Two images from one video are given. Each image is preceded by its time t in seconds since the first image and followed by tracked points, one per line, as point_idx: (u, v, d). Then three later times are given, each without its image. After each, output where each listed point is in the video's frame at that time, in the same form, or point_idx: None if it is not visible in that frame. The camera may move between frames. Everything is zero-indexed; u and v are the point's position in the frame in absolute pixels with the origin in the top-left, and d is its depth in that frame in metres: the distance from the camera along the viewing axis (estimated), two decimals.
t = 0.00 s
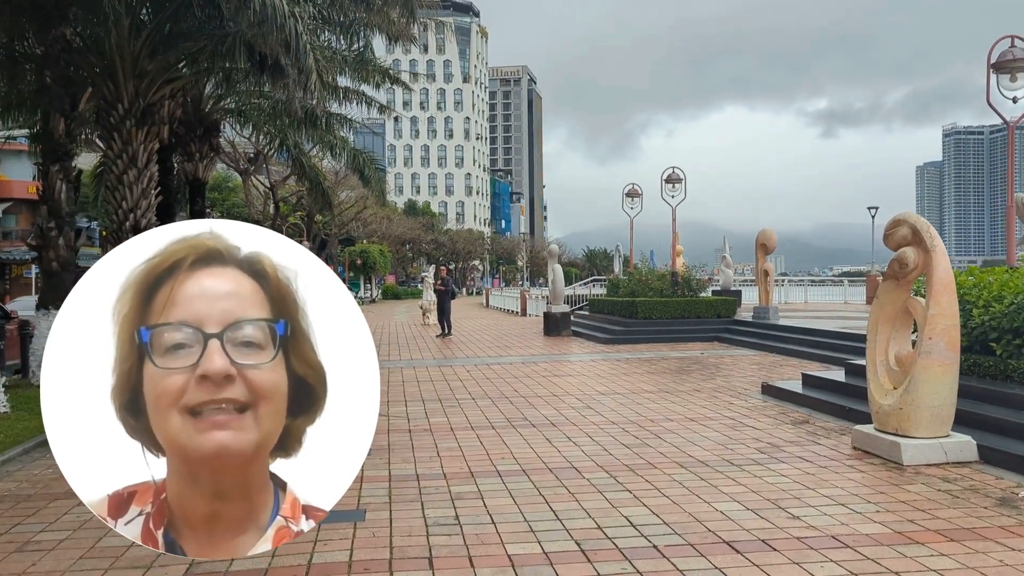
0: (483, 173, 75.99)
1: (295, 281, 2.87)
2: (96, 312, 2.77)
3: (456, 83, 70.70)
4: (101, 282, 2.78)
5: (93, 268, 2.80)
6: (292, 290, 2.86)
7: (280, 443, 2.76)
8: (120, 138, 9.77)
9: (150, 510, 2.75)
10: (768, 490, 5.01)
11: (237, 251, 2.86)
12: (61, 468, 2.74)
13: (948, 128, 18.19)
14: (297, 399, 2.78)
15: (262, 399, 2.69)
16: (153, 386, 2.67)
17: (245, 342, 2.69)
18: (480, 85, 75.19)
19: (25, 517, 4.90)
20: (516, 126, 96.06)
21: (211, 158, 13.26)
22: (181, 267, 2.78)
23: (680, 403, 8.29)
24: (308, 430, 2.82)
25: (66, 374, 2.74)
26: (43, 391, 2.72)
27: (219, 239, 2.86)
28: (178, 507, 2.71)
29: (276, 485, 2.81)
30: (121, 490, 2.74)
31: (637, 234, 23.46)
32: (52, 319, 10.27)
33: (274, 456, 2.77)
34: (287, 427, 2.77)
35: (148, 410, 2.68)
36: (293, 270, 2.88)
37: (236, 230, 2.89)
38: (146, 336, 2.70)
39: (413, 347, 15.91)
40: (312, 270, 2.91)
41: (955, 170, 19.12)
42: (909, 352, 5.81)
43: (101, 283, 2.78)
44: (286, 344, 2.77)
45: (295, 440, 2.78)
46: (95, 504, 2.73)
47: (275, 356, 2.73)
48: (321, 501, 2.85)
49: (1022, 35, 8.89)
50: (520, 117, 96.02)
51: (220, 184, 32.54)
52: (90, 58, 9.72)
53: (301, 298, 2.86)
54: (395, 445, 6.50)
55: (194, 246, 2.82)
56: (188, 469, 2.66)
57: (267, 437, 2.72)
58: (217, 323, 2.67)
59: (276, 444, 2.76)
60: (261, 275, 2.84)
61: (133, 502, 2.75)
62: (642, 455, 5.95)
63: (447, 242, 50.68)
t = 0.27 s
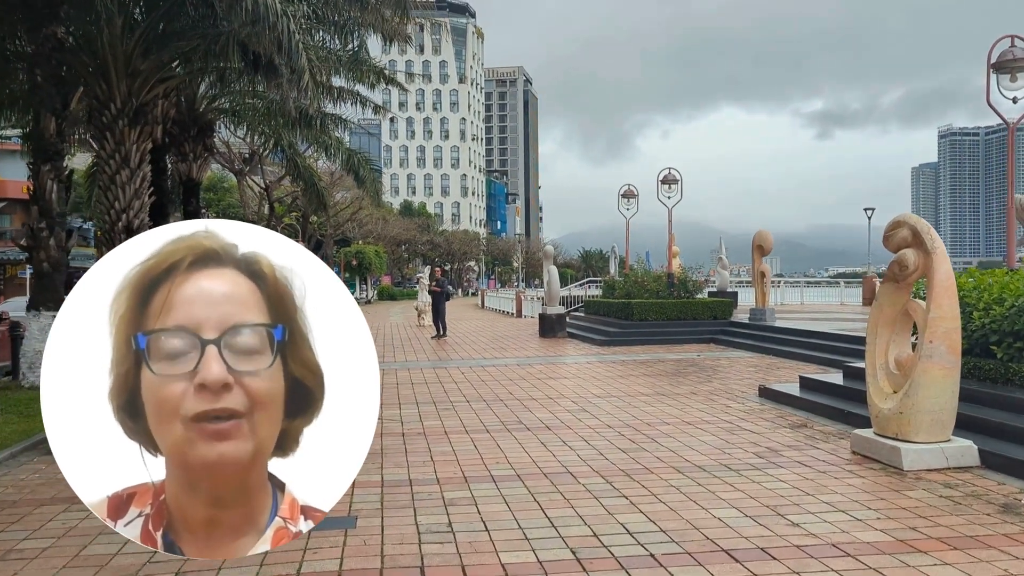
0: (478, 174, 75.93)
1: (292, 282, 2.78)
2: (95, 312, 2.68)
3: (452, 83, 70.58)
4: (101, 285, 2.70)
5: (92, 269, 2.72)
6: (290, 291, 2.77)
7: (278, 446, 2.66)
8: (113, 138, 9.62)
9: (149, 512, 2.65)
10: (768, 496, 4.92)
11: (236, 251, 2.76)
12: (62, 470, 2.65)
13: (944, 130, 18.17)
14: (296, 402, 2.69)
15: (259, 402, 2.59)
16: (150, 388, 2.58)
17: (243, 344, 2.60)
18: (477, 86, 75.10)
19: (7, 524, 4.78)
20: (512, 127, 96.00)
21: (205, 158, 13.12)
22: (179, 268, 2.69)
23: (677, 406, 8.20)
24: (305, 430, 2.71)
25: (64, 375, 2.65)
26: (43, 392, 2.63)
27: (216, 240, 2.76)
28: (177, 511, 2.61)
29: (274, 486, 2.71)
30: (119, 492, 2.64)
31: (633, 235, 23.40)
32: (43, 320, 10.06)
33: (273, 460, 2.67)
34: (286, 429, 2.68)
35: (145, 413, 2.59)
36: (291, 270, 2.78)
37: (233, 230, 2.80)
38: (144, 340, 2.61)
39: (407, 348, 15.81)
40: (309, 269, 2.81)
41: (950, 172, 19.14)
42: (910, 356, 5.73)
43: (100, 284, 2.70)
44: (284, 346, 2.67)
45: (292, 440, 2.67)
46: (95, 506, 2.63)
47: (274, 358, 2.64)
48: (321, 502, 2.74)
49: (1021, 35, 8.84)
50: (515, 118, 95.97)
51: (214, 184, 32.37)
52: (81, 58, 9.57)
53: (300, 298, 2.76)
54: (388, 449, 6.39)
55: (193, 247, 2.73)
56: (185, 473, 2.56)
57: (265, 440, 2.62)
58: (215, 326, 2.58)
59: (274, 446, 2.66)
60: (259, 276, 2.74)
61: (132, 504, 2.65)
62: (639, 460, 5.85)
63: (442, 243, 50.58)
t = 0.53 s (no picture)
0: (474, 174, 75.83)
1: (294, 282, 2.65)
2: (94, 309, 2.59)
3: (448, 83, 70.43)
4: (101, 282, 2.60)
5: (94, 265, 2.63)
6: (292, 290, 2.64)
7: (281, 444, 2.57)
8: (104, 137, 9.43)
9: (150, 512, 2.58)
10: (767, 500, 4.83)
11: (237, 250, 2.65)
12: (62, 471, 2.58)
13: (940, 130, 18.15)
14: (298, 401, 2.58)
15: (257, 398, 2.49)
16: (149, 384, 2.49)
17: (242, 340, 2.50)
18: (472, 86, 74.97)
19: None
20: (507, 127, 95.90)
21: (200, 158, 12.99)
22: (180, 266, 2.59)
23: (673, 408, 8.11)
24: (310, 432, 2.61)
25: (63, 374, 2.57)
26: (42, 393, 2.56)
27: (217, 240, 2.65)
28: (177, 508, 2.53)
29: (275, 485, 2.62)
30: (120, 491, 2.57)
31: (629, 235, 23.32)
32: (32, 320, 9.96)
33: (274, 458, 2.57)
34: (288, 428, 2.58)
35: (144, 410, 2.51)
36: (292, 271, 2.66)
37: (234, 228, 2.69)
38: (143, 334, 2.52)
39: (402, 349, 15.70)
40: (310, 271, 2.68)
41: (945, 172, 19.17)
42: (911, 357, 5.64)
43: (99, 281, 2.61)
44: (285, 341, 2.56)
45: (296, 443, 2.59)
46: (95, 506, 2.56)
47: (274, 352, 2.54)
48: (322, 503, 2.65)
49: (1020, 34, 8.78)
50: (511, 118, 95.87)
51: (208, 183, 32.17)
52: (73, 56, 9.40)
53: (302, 298, 2.64)
54: (380, 451, 6.29)
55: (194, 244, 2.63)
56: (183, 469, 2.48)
57: (263, 437, 2.52)
58: (213, 320, 2.49)
59: (275, 444, 2.56)
60: (260, 275, 2.63)
61: (133, 503, 2.58)
62: (635, 463, 5.76)
63: (438, 243, 50.46)
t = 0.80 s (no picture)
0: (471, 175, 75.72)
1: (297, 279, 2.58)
2: (95, 309, 2.53)
3: (445, 84, 70.28)
4: (103, 281, 2.54)
5: (96, 264, 2.57)
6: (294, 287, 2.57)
7: (283, 442, 2.49)
8: (97, 135, 9.28)
9: (153, 511, 2.50)
10: (768, 503, 4.74)
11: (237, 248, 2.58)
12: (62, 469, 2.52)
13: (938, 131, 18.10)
14: (301, 398, 2.51)
15: (248, 394, 2.39)
16: (146, 383, 2.42)
17: (236, 334, 2.41)
18: (469, 87, 74.84)
19: None
20: (504, 128, 95.77)
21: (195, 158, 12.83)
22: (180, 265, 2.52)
23: (671, 409, 8.02)
24: (317, 430, 2.55)
25: (66, 373, 2.52)
26: (43, 391, 2.50)
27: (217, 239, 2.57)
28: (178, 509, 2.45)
29: (280, 487, 2.55)
30: (123, 490, 2.50)
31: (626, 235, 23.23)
32: (23, 320, 9.82)
33: (275, 457, 2.49)
34: (290, 426, 2.51)
35: (143, 410, 2.43)
36: (295, 267, 2.59)
37: (233, 226, 2.61)
38: (140, 331, 2.45)
39: (397, 350, 15.57)
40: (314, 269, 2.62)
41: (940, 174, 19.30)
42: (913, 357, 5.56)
43: (100, 280, 2.55)
44: (282, 336, 2.48)
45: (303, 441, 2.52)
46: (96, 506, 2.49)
47: (267, 344, 2.45)
48: (326, 502, 2.57)
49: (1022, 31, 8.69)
50: (508, 118, 95.74)
51: (203, 183, 31.96)
52: (66, 54, 9.18)
53: (304, 296, 2.57)
54: (374, 453, 6.18)
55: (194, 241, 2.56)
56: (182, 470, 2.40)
57: (260, 435, 2.43)
58: (206, 315, 2.40)
59: (276, 442, 2.48)
60: (257, 272, 2.55)
61: (136, 502, 2.51)
62: (634, 465, 5.67)
63: (434, 244, 50.31)
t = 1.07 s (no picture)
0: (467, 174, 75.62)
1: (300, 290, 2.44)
2: (95, 312, 2.40)
3: (441, 83, 70.18)
4: (102, 285, 2.41)
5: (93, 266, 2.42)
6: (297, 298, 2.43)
7: (285, 451, 2.36)
8: (89, 133, 9.13)
9: (158, 514, 2.36)
10: (772, 506, 4.64)
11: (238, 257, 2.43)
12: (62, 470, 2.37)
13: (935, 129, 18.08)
14: (303, 410, 2.38)
15: (251, 418, 2.27)
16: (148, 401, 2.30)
17: (239, 359, 2.28)
18: (465, 86, 74.74)
19: None
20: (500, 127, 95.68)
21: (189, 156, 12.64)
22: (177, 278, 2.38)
23: (671, 409, 7.92)
24: (318, 438, 2.41)
25: (64, 376, 2.38)
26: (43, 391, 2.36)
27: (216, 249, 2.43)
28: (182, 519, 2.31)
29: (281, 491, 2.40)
30: (125, 492, 2.35)
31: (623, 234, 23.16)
32: (12, 319, 9.64)
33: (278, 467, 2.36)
34: (294, 436, 2.37)
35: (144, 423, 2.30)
36: (297, 279, 2.44)
37: (233, 235, 2.46)
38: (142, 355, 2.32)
39: (393, 349, 15.46)
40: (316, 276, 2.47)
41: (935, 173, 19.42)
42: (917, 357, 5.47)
43: (100, 284, 2.41)
44: (286, 355, 2.34)
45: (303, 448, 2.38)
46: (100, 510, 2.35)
47: (273, 368, 2.31)
48: (328, 505, 2.43)
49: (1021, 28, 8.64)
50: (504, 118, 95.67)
51: (198, 182, 31.80)
52: (58, 50, 9.01)
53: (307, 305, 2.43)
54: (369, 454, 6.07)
55: (193, 250, 2.41)
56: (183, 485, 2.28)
57: (263, 454, 2.30)
58: (210, 337, 2.27)
59: (279, 451, 2.35)
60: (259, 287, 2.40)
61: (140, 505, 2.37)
62: (634, 466, 5.57)
63: (430, 243, 50.19)
